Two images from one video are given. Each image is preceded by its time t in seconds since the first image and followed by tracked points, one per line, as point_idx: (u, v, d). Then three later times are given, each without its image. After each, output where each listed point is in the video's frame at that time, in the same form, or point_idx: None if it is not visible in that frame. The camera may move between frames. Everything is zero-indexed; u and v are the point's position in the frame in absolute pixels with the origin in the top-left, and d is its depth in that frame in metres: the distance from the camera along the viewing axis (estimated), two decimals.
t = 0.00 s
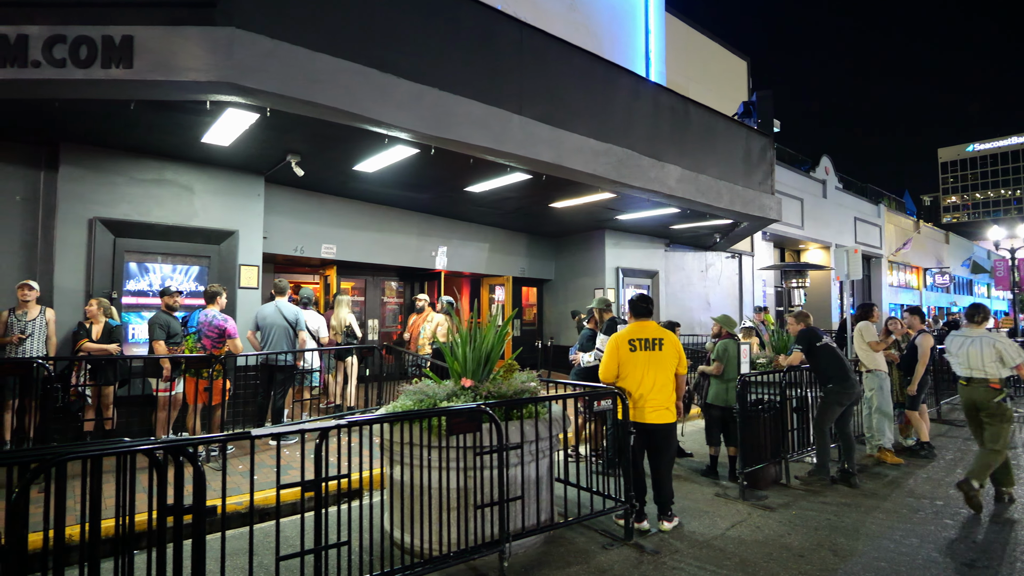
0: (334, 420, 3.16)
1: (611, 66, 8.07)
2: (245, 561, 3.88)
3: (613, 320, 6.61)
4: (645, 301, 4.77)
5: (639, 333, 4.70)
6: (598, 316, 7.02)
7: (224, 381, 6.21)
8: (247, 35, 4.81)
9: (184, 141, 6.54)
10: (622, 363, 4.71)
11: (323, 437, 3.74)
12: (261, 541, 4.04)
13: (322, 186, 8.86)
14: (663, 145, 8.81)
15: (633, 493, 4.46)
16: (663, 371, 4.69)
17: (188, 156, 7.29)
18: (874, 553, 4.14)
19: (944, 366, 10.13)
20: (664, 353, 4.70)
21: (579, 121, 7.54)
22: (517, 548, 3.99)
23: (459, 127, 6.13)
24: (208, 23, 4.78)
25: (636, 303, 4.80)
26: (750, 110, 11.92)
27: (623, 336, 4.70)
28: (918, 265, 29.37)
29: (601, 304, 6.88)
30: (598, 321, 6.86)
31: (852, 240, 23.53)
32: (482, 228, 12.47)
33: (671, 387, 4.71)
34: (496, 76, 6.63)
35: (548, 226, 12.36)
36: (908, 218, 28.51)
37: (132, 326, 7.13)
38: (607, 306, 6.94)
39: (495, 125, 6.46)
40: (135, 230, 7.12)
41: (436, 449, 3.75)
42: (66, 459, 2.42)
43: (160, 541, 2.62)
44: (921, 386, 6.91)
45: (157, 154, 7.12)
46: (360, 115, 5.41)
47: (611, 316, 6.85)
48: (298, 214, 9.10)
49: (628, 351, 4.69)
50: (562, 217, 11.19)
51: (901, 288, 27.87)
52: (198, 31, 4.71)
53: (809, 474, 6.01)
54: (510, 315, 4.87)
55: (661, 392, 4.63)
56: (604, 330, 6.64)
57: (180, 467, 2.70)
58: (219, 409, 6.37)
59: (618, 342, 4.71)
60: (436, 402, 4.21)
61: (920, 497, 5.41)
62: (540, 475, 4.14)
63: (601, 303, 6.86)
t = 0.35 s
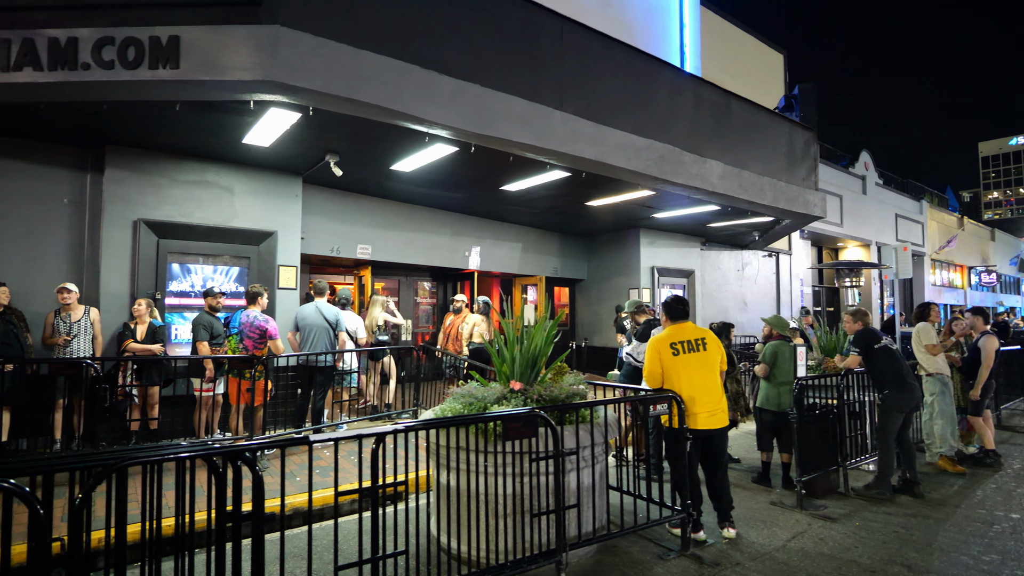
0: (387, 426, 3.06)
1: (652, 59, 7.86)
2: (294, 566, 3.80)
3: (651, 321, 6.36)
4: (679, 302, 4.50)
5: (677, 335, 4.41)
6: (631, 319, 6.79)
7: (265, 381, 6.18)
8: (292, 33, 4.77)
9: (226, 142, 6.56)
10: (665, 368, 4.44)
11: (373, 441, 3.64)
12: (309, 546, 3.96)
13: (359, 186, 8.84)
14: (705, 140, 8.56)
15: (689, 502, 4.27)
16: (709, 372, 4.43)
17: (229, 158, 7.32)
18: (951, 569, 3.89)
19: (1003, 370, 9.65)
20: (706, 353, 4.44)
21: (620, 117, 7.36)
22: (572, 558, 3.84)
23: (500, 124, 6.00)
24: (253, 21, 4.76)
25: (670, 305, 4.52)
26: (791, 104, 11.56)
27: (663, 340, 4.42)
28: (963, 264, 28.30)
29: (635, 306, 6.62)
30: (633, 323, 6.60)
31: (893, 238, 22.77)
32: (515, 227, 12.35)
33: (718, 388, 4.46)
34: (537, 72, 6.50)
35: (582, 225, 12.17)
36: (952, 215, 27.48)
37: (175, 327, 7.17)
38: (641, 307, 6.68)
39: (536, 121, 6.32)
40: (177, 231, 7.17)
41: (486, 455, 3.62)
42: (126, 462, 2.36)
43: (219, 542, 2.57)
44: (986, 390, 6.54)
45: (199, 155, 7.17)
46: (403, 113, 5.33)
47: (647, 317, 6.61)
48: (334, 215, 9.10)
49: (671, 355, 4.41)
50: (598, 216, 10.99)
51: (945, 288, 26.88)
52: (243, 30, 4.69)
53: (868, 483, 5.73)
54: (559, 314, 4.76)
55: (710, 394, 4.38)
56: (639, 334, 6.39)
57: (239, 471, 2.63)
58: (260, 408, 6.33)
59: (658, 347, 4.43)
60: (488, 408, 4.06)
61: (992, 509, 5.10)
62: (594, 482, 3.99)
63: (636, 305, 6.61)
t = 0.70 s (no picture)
0: (437, 428, 2.93)
1: (692, 51, 7.63)
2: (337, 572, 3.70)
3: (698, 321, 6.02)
4: (727, 300, 4.25)
5: (729, 335, 4.16)
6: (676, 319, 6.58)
7: (303, 382, 6.14)
8: (331, 28, 4.71)
9: (263, 141, 6.55)
10: (716, 370, 4.21)
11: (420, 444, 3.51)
12: (353, 550, 3.86)
13: (391, 185, 8.78)
14: (746, 134, 8.28)
15: (745, 510, 4.08)
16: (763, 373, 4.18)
17: (264, 157, 7.32)
18: None
19: None
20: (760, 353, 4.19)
21: (660, 110, 7.15)
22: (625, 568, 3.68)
23: (540, 119, 5.86)
24: (292, 17, 4.71)
25: (718, 303, 4.27)
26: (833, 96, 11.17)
27: (713, 341, 4.17)
28: (1009, 262, 27.18)
29: (681, 305, 6.41)
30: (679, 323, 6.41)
31: (936, 234, 21.96)
32: (547, 226, 12.18)
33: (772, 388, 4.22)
34: (576, 64, 6.34)
35: (615, 223, 11.94)
36: (996, 210, 26.44)
37: (212, 326, 7.19)
38: (685, 306, 6.48)
39: (576, 116, 6.16)
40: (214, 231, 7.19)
41: (537, 459, 3.47)
42: (176, 465, 2.28)
43: (268, 546, 2.47)
44: None
45: (235, 155, 7.18)
46: (441, 108, 5.23)
47: (692, 317, 6.39)
48: (367, 214, 9.06)
49: (723, 356, 4.17)
50: (632, 213, 10.77)
51: (991, 286, 25.84)
52: (283, 26, 4.65)
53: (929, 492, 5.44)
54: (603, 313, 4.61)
55: (765, 396, 4.15)
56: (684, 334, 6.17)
57: (289, 474, 2.53)
58: (298, 408, 6.30)
59: (708, 348, 4.20)
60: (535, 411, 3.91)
61: None
62: (645, 489, 3.82)
63: (681, 304, 6.41)
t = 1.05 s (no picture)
0: (487, 437, 2.78)
1: (730, 44, 7.38)
2: None
3: (755, 322, 5.87)
4: (791, 301, 4.12)
5: (795, 339, 4.01)
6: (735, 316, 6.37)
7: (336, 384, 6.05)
8: (367, 22, 4.60)
9: (295, 141, 6.49)
10: (777, 375, 4.03)
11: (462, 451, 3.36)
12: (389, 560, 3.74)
13: (420, 184, 8.68)
14: (787, 128, 8.00)
15: (803, 523, 3.85)
16: (826, 380, 4.02)
17: (295, 158, 7.27)
18: None
19: None
20: (824, 359, 4.03)
21: (698, 104, 6.92)
22: None
23: (577, 114, 5.69)
24: (327, 12, 4.62)
25: (782, 304, 4.15)
26: (874, 89, 10.78)
27: (778, 344, 4.01)
28: None
29: (738, 304, 6.16)
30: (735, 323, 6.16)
31: (976, 232, 21.18)
32: (575, 225, 11.99)
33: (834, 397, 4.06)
34: (613, 58, 6.15)
35: (646, 222, 11.69)
36: None
37: (244, 328, 7.14)
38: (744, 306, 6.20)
39: (613, 111, 5.96)
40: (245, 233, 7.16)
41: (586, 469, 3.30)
42: (219, 477, 2.17)
43: (311, 562, 2.35)
44: None
45: (266, 156, 7.15)
46: (477, 103, 5.09)
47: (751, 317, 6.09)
48: (396, 214, 8.97)
49: (787, 360, 4.00)
50: (664, 212, 10.51)
51: None
52: (318, 22, 4.56)
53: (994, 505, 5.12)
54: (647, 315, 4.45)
55: (827, 405, 3.99)
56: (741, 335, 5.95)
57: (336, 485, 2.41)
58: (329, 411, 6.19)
59: (770, 351, 4.02)
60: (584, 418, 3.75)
61: None
62: (697, 500, 3.62)
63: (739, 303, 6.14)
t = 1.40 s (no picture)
0: (543, 444, 2.67)
1: (769, 36, 7.18)
2: None
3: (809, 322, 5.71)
4: (850, 301, 4.01)
5: (852, 338, 3.89)
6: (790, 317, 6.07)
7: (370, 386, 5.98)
8: (403, 18, 4.52)
9: (327, 140, 6.45)
10: (832, 376, 3.90)
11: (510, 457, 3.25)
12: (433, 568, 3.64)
13: (450, 184, 8.60)
14: (827, 122, 7.75)
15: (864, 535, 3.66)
16: (890, 383, 3.84)
17: (326, 158, 7.24)
18: None
19: None
20: (886, 361, 3.86)
21: (736, 98, 6.72)
22: None
23: (616, 109, 5.55)
24: (363, 9, 4.55)
25: (840, 305, 4.04)
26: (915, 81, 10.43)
27: (833, 344, 3.89)
28: None
29: (795, 301, 5.88)
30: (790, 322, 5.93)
31: (1016, 229, 20.46)
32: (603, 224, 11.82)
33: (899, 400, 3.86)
34: (650, 51, 5.99)
35: (676, 221, 11.47)
36: None
37: (277, 328, 7.11)
38: (801, 305, 5.94)
39: (652, 106, 5.81)
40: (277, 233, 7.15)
41: (636, 475, 3.17)
42: (274, 486, 2.10)
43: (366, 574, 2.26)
44: None
45: (298, 156, 7.14)
46: (514, 99, 4.98)
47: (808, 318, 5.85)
48: (425, 214, 8.91)
49: (844, 361, 3.86)
50: (696, 210, 10.30)
51: None
52: (354, 18, 4.50)
53: None
54: (693, 318, 4.35)
55: (889, 408, 3.80)
56: (795, 334, 5.72)
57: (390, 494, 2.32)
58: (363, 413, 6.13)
59: (825, 351, 3.91)
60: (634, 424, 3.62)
61: None
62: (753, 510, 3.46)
63: (796, 301, 5.85)
